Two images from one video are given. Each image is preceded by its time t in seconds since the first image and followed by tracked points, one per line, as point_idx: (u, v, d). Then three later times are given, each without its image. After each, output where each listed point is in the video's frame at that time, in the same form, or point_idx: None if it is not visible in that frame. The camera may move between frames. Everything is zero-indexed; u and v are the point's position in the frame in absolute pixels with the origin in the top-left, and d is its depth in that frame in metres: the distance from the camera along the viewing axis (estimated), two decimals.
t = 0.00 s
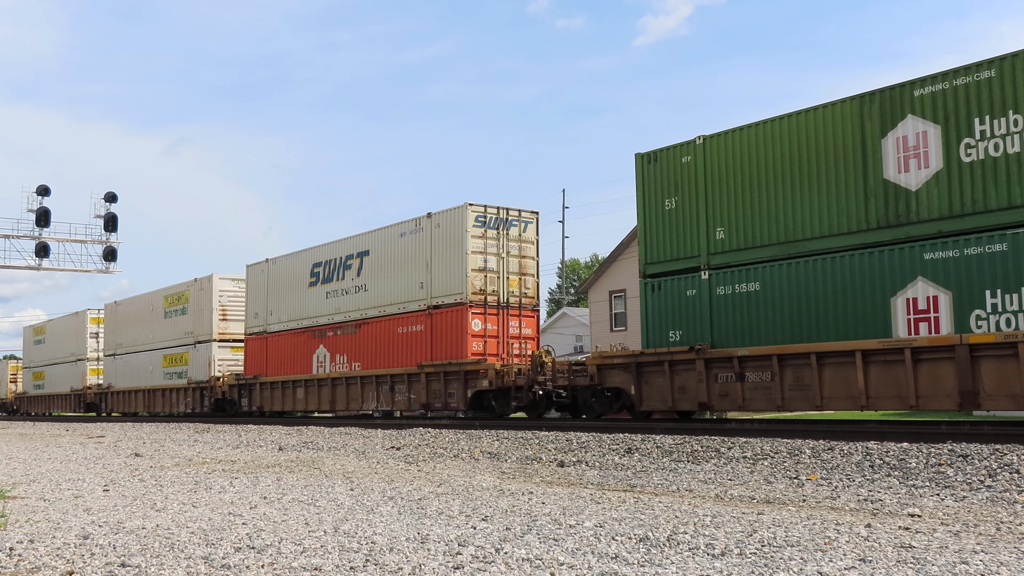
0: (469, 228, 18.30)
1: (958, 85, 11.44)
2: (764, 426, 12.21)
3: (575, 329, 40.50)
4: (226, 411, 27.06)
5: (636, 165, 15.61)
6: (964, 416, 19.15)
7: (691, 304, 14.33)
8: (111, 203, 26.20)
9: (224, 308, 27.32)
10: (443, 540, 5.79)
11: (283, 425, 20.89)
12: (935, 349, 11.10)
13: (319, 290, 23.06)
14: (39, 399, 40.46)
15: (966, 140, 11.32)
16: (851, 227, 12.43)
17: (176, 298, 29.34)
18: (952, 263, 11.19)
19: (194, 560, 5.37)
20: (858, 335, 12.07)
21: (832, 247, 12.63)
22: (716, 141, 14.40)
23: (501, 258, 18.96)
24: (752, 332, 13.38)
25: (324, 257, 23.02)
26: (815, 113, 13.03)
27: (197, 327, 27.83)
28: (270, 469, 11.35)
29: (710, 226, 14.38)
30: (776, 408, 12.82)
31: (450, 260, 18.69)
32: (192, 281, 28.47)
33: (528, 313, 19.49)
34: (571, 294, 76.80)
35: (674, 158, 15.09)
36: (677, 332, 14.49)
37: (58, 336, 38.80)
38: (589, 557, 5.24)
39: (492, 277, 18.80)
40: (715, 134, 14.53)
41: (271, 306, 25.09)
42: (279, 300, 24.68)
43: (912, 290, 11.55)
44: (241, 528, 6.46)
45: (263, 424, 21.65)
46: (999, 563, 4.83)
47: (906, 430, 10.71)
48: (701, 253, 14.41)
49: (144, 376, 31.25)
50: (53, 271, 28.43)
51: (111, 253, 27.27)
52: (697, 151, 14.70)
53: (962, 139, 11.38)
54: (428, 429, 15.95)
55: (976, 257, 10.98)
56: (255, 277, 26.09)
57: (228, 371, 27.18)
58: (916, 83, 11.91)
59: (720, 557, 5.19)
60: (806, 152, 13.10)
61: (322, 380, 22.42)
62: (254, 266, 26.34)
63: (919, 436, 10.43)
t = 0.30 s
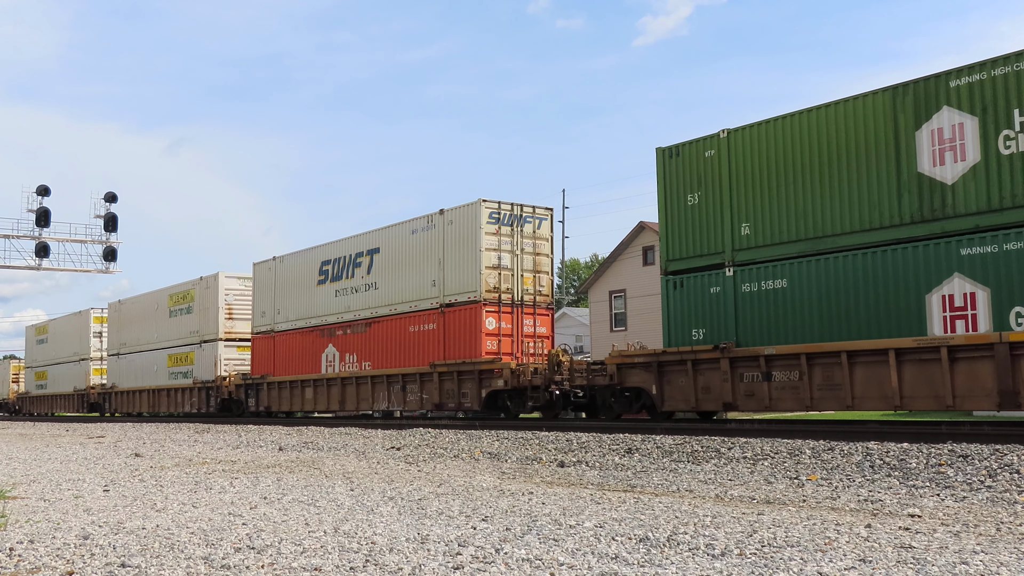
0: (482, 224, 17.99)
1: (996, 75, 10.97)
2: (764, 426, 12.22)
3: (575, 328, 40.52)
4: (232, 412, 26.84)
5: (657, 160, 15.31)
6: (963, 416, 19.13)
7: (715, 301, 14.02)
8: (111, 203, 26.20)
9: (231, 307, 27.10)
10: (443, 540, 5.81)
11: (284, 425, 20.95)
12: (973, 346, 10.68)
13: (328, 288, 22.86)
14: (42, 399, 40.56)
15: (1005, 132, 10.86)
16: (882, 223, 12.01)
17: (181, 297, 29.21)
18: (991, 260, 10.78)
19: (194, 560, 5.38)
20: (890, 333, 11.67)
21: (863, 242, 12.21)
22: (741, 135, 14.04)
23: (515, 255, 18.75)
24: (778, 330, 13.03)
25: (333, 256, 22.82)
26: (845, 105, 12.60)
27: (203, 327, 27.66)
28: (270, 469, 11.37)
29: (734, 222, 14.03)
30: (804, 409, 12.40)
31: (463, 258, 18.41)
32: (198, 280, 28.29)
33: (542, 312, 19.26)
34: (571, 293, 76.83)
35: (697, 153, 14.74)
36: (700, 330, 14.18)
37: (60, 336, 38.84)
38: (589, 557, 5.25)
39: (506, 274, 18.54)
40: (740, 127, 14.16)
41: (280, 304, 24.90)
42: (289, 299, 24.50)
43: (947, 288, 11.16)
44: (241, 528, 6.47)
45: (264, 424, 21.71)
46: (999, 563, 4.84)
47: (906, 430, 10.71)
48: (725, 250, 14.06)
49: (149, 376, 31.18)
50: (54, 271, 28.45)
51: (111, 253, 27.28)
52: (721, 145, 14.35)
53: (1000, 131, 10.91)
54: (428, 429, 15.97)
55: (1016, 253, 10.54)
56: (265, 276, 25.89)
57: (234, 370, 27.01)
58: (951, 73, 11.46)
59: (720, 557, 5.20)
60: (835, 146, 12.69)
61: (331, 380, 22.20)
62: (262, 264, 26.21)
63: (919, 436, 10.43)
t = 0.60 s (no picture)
0: (497, 220, 17.69)
1: None
2: (765, 426, 12.20)
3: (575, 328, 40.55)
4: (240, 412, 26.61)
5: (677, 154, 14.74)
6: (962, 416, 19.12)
7: (740, 299, 13.56)
8: (111, 203, 26.21)
9: (237, 305, 27.00)
10: (443, 540, 5.80)
11: (283, 425, 20.86)
12: (1014, 345, 10.31)
13: (337, 286, 22.59)
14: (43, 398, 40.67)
15: None
16: (917, 218, 11.52)
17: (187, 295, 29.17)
18: None
19: (194, 560, 5.38)
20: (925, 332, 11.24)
21: (897, 238, 11.71)
22: (766, 128, 13.51)
23: (530, 252, 18.40)
24: (808, 328, 12.57)
25: (342, 254, 22.56)
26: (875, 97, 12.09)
27: (209, 326, 27.57)
28: (270, 469, 11.37)
29: (759, 218, 13.52)
30: (834, 408, 12.04)
31: (477, 254, 18.08)
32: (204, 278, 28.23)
33: (557, 310, 18.89)
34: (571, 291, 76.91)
35: (720, 146, 14.20)
36: (725, 328, 13.74)
37: (62, 335, 38.93)
38: (589, 557, 5.25)
39: (521, 272, 18.21)
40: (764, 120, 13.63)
41: (288, 302, 24.67)
42: (297, 297, 24.25)
43: (985, 284, 10.76)
44: (241, 528, 6.47)
45: (264, 424, 21.64)
46: (999, 563, 4.83)
47: (906, 430, 10.70)
48: (751, 246, 13.57)
49: (154, 376, 31.15)
50: (54, 271, 28.46)
51: (110, 253, 27.28)
52: (745, 138, 13.81)
53: None
54: (428, 429, 15.95)
55: None
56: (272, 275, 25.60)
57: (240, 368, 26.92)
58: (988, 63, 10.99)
59: (720, 557, 5.20)
60: (865, 139, 12.18)
61: (341, 380, 21.88)
62: (268, 262, 26.03)
63: (919, 436, 10.43)
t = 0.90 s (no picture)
0: (511, 217, 17.27)
1: None
2: (763, 426, 12.23)
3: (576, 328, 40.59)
4: (247, 411, 26.40)
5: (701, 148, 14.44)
6: (962, 416, 19.13)
7: (766, 296, 13.22)
8: (111, 203, 26.20)
9: (244, 304, 26.88)
10: (443, 540, 5.80)
11: (284, 425, 21.13)
12: None
13: (346, 284, 22.27)
14: (46, 398, 40.76)
15: None
16: (954, 212, 11.13)
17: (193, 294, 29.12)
18: None
19: (194, 560, 5.38)
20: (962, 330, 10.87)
21: (932, 233, 11.31)
22: (794, 120, 13.13)
23: (545, 249, 17.84)
24: (838, 326, 12.22)
25: (351, 251, 22.25)
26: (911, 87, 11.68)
27: (215, 325, 27.45)
28: (270, 469, 11.37)
29: (786, 213, 13.16)
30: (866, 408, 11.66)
31: (491, 251, 17.65)
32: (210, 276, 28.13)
33: (574, 308, 18.32)
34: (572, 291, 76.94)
35: (746, 140, 13.87)
36: (750, 326, 13.39)
37: (65, 335, 39.00)
38: (589, 557, 5.25)
39: (536, 269, 17.66)
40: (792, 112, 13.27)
41: (296, 301, 24.41)
42: (307, 295, 23.98)
43: None
44: (241, 528, 6.46)
45: (264, 424, 21.78)
46: (999, 563, 4.83)
47: (906, 430, 10.72)
48: (778, 242, 13.22)
49: (159, 375, 31.11)
50: (54, 271, 28.47)
51: (110, 253, 27.27)
52: (772, 132, 13.47)
53: None
54: (428, 429, 15.98)
55: None
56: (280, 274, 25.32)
57: (247, 368, 26.78)
58: None
59: (720, 557, 5.20)
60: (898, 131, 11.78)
61: (350, 379, 21.49)
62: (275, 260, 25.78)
63: (919, 436, 10.44)
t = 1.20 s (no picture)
0: (526, 212, 17.00)
1: None
2: (764, 425, 12.16)
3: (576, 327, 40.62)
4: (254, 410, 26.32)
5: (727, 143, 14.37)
6: (961, 416, 19.18)
7: (793, 293, 13.09)
8: (111, 202, 26.19)
9: (250, 303, 26.84)
10: (443, 540, 5.80)
11: (284, 425, 21.18)
12: None
13: (356, 282, 22.00)
14: (48, 398, 40.81)
15: None
16: (991, 207, 11.06)
17: (199, 293, 29.11)
18: None
19: (193, 560, 5.38)
20: (999, 327, 10.77)
21: (968, 228, 11.26)
22: (823, 113, 13.03)
23: (562, 246, 17.60)
24: (869, 322, 12.11)
25: (361, 249, 22.01)
26: (946, 79, 11.61)
27: (222, 324, 27.41)
28: (270, 469, 11.36)
29: (815, 208, 13.05)
30: (898, 408, 11.43)
31: (505, 248, 17.42)
32: (216, 275, 28.12)
33: (590, 306, 18.11)
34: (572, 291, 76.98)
35: (772, 134, 13.77)
36: (777, 324, 13.24)
37: (67, 334, 39.04)
38: (589, 557, 5.25)
39: (552, 266, 17.42)
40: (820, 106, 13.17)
41: (304, 300, 24.17)
42: (314, 293, 23.73)
43: None
44: (241, 529, 6.46)
45: (263, 424, 21.81)
46: (999, 563, 4.83)
47: (907, 430, 10.71)
48: (807, 238, 13.10)
49: (164, 374, 31.07)
50: (54, 271, 28.47)
51: (110, 253, 27.28)
52: (800, 125, 13.35)
53: None
54: (428, 429, 15.97)
55: None
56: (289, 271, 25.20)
57: (254, 368, 26.78)
58: None
59: (720, 557, 5.20)
60: (933, 124, 11.69)
61: (361, 378, 21.25)
62: (283, 258, 25.62)
63: (920, 436, 10.43)
